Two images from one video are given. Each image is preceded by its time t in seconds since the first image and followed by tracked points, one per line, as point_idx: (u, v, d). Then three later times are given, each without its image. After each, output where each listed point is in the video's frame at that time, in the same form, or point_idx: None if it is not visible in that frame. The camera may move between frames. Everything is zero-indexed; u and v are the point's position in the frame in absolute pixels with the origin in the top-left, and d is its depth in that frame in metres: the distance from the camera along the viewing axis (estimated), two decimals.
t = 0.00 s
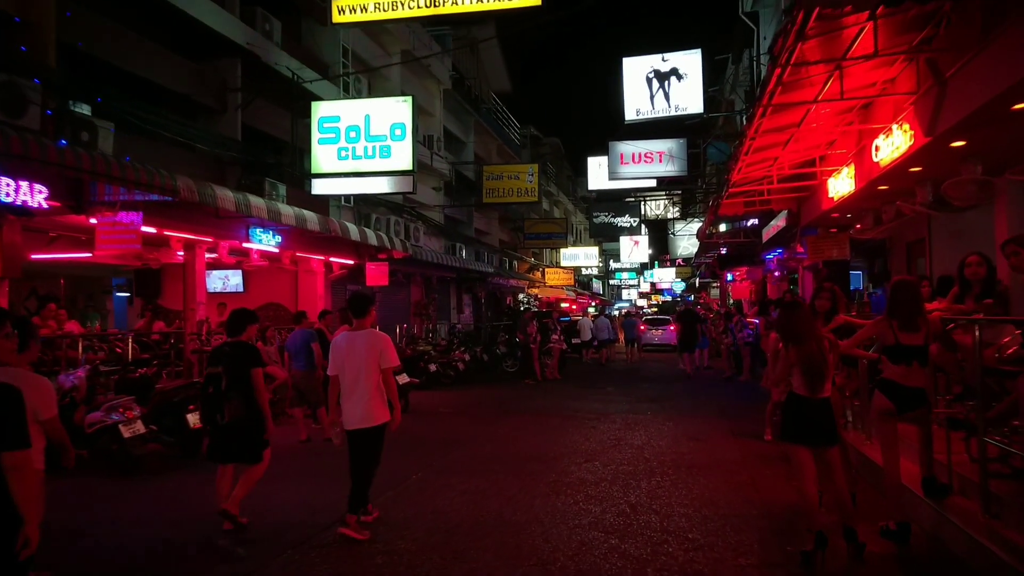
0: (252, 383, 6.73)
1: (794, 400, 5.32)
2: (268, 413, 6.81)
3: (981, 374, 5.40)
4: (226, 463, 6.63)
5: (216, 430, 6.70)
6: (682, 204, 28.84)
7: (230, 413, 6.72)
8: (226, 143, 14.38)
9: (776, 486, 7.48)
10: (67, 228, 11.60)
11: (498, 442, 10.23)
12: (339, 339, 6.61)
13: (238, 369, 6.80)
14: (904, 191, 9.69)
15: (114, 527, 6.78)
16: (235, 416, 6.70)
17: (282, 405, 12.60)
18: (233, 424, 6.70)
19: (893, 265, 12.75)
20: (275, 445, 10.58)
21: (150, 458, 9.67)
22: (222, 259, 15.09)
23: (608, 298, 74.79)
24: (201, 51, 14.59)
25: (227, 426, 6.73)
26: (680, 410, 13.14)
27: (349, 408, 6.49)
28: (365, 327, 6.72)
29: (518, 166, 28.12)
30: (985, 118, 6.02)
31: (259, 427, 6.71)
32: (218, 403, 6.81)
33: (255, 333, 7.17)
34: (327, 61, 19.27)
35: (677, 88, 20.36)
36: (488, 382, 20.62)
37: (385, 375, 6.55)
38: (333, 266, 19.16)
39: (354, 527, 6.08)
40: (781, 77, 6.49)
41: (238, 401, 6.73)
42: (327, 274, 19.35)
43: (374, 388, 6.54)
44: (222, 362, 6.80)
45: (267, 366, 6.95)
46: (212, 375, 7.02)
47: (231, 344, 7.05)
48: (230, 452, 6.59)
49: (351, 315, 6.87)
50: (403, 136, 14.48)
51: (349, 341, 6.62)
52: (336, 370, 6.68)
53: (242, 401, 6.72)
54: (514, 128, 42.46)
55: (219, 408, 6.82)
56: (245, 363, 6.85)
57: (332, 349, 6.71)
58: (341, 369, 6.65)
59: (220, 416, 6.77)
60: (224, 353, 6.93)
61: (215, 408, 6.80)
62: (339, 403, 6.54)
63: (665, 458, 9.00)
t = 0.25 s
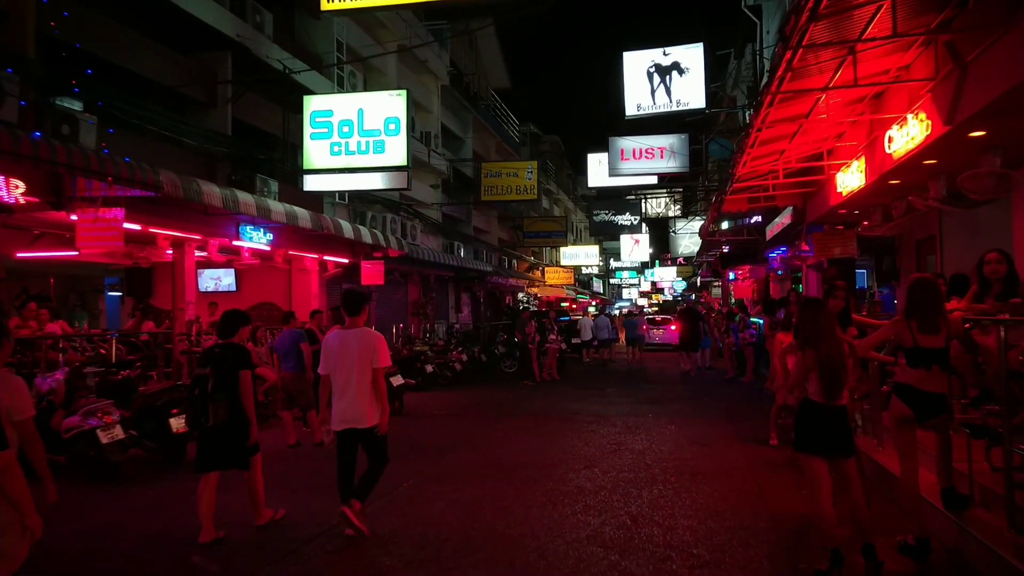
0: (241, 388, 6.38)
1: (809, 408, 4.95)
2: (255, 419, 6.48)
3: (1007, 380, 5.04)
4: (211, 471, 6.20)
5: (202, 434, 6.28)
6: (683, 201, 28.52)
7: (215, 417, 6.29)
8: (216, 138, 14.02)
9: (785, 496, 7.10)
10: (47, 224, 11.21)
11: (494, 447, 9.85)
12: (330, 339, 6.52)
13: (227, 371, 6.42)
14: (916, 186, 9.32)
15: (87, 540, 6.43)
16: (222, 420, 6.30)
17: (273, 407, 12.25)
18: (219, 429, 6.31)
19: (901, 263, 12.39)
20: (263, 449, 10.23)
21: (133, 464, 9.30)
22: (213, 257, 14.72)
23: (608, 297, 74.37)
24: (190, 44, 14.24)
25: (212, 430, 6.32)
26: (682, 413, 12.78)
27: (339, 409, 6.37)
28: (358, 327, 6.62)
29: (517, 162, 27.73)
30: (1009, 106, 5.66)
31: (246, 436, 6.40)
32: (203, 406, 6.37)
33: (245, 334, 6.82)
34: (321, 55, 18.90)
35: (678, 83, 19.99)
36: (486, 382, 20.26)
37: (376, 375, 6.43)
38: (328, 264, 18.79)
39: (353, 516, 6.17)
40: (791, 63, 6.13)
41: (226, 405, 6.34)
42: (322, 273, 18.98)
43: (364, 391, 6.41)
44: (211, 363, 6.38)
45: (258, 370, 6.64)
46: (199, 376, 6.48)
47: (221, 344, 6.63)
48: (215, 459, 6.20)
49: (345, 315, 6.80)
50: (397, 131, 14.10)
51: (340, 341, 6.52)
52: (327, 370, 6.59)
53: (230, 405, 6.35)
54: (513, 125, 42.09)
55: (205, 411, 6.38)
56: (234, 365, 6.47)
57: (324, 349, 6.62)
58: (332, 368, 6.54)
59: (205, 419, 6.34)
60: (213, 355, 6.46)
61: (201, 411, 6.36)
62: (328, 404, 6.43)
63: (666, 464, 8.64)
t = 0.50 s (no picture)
0: (246, 392, 6.25)
1: (833, 417, 4.56)
2: (258, 422, 6.35)
3: None
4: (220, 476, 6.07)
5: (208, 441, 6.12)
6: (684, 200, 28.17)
7: (221, 422, 6.15)
8: (206, 133, 13.63)
9: (797, 507, 6.71)
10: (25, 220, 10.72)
11: (490, 453, 9.46)
12: (330, 339, 6.18)
13: (232, 375, 6.27)
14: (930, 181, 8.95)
15: (55, 554, 6.03)
16: (227, 425, 6.15)
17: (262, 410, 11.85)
18: (225, 434, 6.16)
19: (911, 262, 12.00)
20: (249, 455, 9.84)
21: (112, 470, 8.90)
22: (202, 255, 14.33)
23: (608, 298, 73.95)
24: (179, 36, 13.86)
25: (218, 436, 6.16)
26: (685, 416, 12.38)
27: (336, 412, 5.99)
28: (359, 328, 6.30)
29: (515, 160, 27.34)
30: None
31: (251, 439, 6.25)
32: (207, 411, 6.19)
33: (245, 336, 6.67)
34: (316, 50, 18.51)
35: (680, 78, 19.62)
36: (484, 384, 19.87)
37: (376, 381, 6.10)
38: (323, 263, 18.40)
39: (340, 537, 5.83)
40: (806, 46, 5.74)
41: (231, 410, 6.19)
42: (316, 272, 18.58)
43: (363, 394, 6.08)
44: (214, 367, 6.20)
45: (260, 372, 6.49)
46: (201, 382, 6.27)
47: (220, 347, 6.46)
48: (223, 465, 6.07)
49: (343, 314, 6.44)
50: (391, 125, 13.77)
51: (340, 341, 6.19)
52: (323, 372, 6.21)
53: (235, 409, 6.20)
54: (512, 124, 41.71)
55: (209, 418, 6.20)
56: (237, 369, 6.32)
57: (321, 350, 6.27)
58: (329, 371, 6.17)
59: (209, 426, 6.16)
60: (214, 358, 6.30)
61: (205, 417, 6.18)
62: (324, 407, 6.06)
63: (670, 471, 8.25)
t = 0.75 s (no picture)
0: (250, 390, 6.15)
1: (859, 424, 4.17)
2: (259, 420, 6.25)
3: None
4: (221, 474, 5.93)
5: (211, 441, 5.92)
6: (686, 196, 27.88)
7: (224, 420, 5.97)
8: (195, 127, 13.24)
9: (809, 518, 6.32)
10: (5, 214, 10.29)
11: (486, 458, 9.08)
12: (337, 337, 5.90)
13: (234, 373, 6.12)
14: (947, 174, 8.55)
15: (19, 568, 5.64)
16: (229, 425, 5.99)
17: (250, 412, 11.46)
18: (226, 434, 5.99)
19: (923, 260, 11.61)
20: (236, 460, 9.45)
21: (91, 477, 8.51)
22: (192, 253, 13.95)
23: (608, 297, 73.58)
24: (168, 27, 13.50)
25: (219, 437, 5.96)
26: (689, 419, 11.98)
27: (342, 414, 5.75)
28: (365, 327, 6.00)
29: (515, 158, 26.94)
30: None
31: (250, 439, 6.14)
32: (208, 410, 5.97)
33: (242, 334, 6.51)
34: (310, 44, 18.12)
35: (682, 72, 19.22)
36: (482, 385, 19.48)
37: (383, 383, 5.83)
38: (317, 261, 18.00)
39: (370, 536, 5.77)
40: (821, 24, 5.37)
41: (233, 409, 6.03)
42: (311, 270, 18.19)
43: (371, 395, 5.81)
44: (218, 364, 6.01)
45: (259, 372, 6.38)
46: (202, 379, 6.02)
47: (219, 343, 6.30)
48: (225, 464, 5.91)
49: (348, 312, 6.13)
50: (385, 119, 13.39)
51: (347, 339, 5.90)
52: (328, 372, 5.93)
53: (237, 408, 6.07)
54: (512, 121, 41.35)
55: (209, 416, 5.99)
56: (238, 367, 6.18)
57: (327, 348, 5.98)
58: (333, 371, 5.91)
59: (210, 425, 5.96)
60: (213, 355, 6.12)
61: (206, 416, 5.97)
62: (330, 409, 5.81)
63: (675, 478, 7.87)
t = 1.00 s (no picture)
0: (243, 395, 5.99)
1: (882, 434, 3.83)
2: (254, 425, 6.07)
3: None
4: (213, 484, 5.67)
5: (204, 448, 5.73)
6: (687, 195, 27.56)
7: (217, 427, 5.75)
8: (185, 123, 12.93)
9: (820, 530, 5.99)
10: None
11: (482, 464, 8.75)
12: (339, 338, 5.92)
13: (228, 378, 5.94)
14: (962, 170, 8.19)
15: None
16: (223, 431, 5.77)
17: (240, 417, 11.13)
18: (218, 442, 5.78)
19: (933, 259, 11.27)
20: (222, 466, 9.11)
21: (70, 484, 8.20)
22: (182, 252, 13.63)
23: (608, 298, 73.17)
24: (157, 21, 13.18)
25: (212, 444, 5.76)
26: (691, 422, 11.64)
27: (344, 415, 5.77)
28: (367, 328, 6.02)
29: (514, 156, 26.60)
30: None
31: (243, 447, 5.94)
32: (201, 417, 5.79)
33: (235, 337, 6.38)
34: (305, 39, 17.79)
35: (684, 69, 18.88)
36: (480, 386, 19.12)
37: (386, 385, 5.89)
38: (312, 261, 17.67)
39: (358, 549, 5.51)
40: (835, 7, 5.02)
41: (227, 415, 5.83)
42: (306, 270, 17.87)
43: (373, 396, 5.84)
44: (210, 370, 5.84)
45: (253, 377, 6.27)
46: (194, 385, 5.85)
47: (212, 348, 6.13)
48: (216, 472, 5.68)
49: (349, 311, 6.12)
50: (380, 115, 13.06)
51: (349, 340, 5.92)
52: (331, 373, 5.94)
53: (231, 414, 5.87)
54: (512, 121, 41.02)
55: (202, 423, 5.79)
56: (232, 372, 6.03)
57: (329, 349, 5.98)
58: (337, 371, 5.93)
59: (203, 432, 5.76)
60: (207, 360, 5.97)
61: (198, 423, 5.78)
62: (332, 411, 5.84)
63: (678, 486, 7.53)
